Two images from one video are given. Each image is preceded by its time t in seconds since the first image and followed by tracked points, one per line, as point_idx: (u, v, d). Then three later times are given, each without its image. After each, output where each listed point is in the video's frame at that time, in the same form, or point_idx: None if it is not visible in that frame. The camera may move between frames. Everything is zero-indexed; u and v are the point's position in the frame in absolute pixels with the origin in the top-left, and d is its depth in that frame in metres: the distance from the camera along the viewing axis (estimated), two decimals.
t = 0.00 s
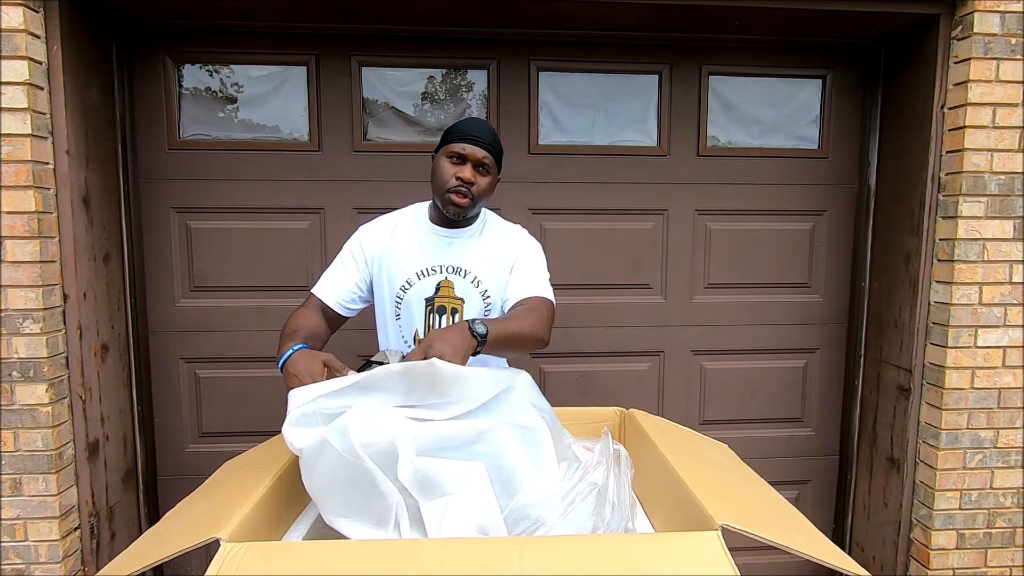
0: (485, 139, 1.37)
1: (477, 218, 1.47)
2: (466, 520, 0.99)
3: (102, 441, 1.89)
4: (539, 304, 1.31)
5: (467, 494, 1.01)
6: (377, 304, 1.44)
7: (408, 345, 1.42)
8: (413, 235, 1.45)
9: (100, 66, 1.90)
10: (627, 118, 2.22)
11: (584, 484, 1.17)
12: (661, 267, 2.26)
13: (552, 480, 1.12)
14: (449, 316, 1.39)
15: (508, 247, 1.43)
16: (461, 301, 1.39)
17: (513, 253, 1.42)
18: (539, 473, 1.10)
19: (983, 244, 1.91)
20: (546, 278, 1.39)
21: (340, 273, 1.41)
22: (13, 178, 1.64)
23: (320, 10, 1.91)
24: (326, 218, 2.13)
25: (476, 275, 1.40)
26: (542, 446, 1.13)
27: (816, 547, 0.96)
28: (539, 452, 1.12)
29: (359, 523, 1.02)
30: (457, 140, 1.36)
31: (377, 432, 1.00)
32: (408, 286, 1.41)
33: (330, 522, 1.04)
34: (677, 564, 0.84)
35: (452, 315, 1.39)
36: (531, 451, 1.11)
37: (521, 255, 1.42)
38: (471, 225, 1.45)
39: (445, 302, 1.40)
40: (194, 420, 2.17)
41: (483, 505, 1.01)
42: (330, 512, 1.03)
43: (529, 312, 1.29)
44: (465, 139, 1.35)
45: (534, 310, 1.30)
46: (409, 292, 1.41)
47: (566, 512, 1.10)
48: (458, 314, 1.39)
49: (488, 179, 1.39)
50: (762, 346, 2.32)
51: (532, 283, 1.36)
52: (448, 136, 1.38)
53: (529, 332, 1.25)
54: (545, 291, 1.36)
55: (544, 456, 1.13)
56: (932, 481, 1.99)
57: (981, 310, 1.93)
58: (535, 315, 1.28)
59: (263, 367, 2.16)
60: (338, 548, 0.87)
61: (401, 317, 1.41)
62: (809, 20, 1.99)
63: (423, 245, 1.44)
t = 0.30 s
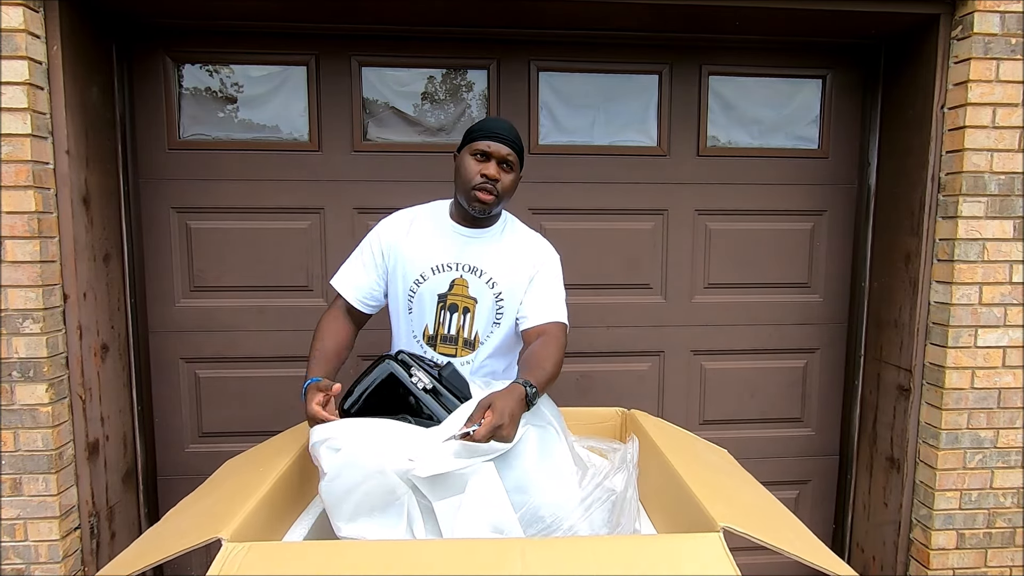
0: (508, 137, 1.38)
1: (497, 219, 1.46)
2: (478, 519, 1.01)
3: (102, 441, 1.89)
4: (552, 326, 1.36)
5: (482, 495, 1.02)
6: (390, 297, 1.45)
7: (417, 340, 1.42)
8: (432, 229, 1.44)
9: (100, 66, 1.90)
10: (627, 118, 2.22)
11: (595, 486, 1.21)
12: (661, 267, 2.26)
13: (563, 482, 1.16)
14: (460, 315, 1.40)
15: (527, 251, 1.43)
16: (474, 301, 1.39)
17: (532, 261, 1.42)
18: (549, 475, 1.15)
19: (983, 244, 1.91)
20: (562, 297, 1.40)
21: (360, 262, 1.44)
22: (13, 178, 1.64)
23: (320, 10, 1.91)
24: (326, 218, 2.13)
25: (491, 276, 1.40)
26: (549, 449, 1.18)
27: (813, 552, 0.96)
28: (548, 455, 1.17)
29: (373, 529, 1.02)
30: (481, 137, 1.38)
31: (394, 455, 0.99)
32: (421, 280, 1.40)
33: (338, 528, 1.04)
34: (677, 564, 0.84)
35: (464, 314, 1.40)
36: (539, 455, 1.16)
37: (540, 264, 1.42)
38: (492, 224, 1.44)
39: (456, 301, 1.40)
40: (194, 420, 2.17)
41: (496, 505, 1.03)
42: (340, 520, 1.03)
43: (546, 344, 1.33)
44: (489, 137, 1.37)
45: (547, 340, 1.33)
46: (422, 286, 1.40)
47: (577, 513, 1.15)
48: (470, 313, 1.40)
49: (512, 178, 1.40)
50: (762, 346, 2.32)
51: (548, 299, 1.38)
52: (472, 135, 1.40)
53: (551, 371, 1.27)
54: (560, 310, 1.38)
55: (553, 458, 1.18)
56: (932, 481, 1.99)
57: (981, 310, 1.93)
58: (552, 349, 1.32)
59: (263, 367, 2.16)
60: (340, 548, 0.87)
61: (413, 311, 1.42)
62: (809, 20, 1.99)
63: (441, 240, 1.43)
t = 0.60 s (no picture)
0: (521, 137, 1.39)
1: (508, 222, 1.46)
2: (474, 522, 0.99)
3: (102, 441, 1.89)
4: (558, 333, 1.34)
5: (477, 496, 1.01)
6: (398, 293, 1.47)
7: (421, 337, 1.43)
8: (444, 228, 1.45)
9: (100, 66, 1.90)
10: (627, 118, 2.22)
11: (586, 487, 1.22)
12: (661, 267, 2.26)
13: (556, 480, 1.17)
14: (465, 315, 1.40)
15: (536, 255, 1.43)
16: (479, 302, 1.40)
17: (540, 267, 1.42)
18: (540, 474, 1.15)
19: (983, 244, 1.91)
20: (569, 302, 1.39)
21: (376, 258, 1.48)
22: (13, 179, 1.64)
23: (320, 10, 1.91)
24: (326, 218, 2.13)
25: (498, 279, 1.40)
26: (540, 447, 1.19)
27: (813, 552, 0.96)
28: (539, 453, 1.18)
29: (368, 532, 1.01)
30: (495, 137, 1.39)
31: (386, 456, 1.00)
32: (428, 278, 1.41)
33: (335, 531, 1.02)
34: (676, 564, 0.84)
35: (468, 315, 1.40)
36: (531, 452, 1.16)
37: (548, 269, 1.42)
38: (503, 227, 1.45)
39: (462, 301, 1.40)
40: (194, 420, 2.17)
41: (491, 508, 1.01)
42: (337, 522, 1.02)
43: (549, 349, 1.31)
44: (503, 136, 1.38)
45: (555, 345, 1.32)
46: (428, 284, 1.41)
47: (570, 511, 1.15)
48: (474, 314, 1.40)
49: (525, 179, 1.40)
50: (762, 346, 2.32)
51: (554, 304, 1.37)
52: (487, 133, 1.41)
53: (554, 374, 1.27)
54: (566, 318, 1.37)
55: (546, 460, 1.18)
56: (932, 481, 1.99)
57: (981, 310, 1.92)
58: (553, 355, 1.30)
59: (263, 367, 2.16)
60: (338, 547, 0.87)
61: (418, 308, 1.43)
62: (809, 20, 1.99)
63: (453, 239, 1.44)
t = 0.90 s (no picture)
0: (530, 140, 1.38)
1: (515, 224, 1.46)
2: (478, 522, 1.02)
3: (102, 441, 1.89)
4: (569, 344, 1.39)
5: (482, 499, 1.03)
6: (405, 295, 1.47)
7: (428, 339, 1.43)
8: (451, 230, 1.45)
9: (100, 66, 1.90)
10: (627, 118, 2.22)
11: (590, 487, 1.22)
12: (661, 267, 2.26)
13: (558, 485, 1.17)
14: (471, 317, 1.40)
15: (543, 258, 1.43)
16: (486, 305, 1.39)
17: (547, 270, 1.42)
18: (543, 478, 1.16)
19: (983, 244, 1.91)
20: (579, 313, 1.42)
21: (384, 261, 1.49)
22: (13, 178, 1.64)
23: (320, 10, 1.91)
24: (326, 218, 2.13)
25: (505, 282, 1.40)
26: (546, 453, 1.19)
27: (815, 554, 0.95)
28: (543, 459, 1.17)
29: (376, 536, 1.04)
30: (503, 139, 1.38)
31: (395, 458, 1.01)
32: (435, 281, 1.41)
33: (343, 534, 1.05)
34: (677, 565, 0.85)
35: (475, 318, 1.40)
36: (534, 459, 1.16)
37: (555, 272, 1.42)
38: (510, 230, 1.45)
39: (469, 304, 1.40)
40: (194, 420, 2.17)
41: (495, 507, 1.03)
42: (343, 527, 1.05)
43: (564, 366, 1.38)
44: (511, 140, 1.37)
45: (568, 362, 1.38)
46: (435, 287, 1.41)
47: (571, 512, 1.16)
48: (481, 317, 1.39)
49: (533, 182, 1.40)
50: (762, 346, 2.32)
51: (561, 315, 1.40)
52: (495, 135, 1.40)
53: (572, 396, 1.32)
54: (576, 329, 1.41)
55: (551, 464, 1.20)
56: (932, 481, 1.99)
57: (981, 310, 1.93)
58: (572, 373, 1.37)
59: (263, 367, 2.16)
60: (339, 549, 0.87)
61: (426, 311, 1.43)
62: (809, 20, 1.99)
63: (459, 242, 1.43)
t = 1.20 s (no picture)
0: (537, 148, 1.36)
1: (522, 226, 1.46)
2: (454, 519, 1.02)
3: (102, 441, 1.89)
4: (568, 350, 1.39)
5: (456, 493, 1.04)
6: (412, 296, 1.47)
7: (434, 341, 1.43)
8: (456, 232, 1.44)
9: (100, 66, 1.90)
10: (627, 118, 2.22)
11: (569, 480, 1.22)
12: (661, 267, 2.26)
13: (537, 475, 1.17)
14: (478, 320, 1.40)
15: (549, 259, 1.43)
16: (492, 307, 1.40)
17: (554, 271, 1.42)
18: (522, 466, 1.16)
19: (983, 244, 1.91)
20: (585, 321, 1.43)
21: (389, 264, 1.49)
22: (13, 179, 1.64)
23: (320, 10, 1.91)
24: (326, 218, 2.13)
25: (512, 284, 1.40)
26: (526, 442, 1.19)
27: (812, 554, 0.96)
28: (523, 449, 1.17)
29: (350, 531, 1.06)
30: (510, 148, 1.36)
31: (371, 450, 1.04)
32: (441, 284, 1.41)
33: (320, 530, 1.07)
34: (671, 564, 0.84)
35: (481, 320, 1.40)
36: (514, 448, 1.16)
37: (561, 274, 1.42)
38: (516, 232, 1.44)
39: (475, 306, 1.40)
40: (194, 420, 2.17)
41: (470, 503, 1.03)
42: (319, 520, 1.07)
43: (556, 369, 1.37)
44: (518, 147, 1.36)
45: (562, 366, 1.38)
46: (442, 290, 1.41)
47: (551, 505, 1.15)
48: (487, 319, 1.40)
49: (539, 190, 1.39)
50: (762, 346, 2.32)
51: (566, 319, 1.40)
52: (502, 142, 1.38)
53: (554, 401, 1.34)
54: (579, 333, 1.41)
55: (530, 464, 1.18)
56: (932, 481, 1.99)
57: (980, 310, 1.93)
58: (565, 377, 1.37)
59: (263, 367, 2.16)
60: (335, 544, 0.87)
61: (432, 313, 1.43)
62: (809, 20, 1.99)
63: (465, 244, 1.43)
